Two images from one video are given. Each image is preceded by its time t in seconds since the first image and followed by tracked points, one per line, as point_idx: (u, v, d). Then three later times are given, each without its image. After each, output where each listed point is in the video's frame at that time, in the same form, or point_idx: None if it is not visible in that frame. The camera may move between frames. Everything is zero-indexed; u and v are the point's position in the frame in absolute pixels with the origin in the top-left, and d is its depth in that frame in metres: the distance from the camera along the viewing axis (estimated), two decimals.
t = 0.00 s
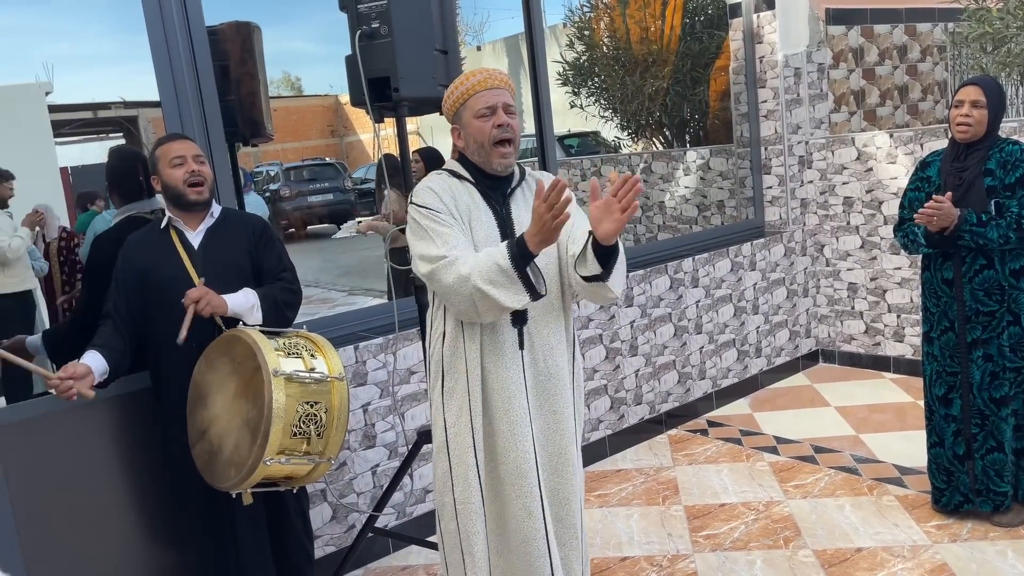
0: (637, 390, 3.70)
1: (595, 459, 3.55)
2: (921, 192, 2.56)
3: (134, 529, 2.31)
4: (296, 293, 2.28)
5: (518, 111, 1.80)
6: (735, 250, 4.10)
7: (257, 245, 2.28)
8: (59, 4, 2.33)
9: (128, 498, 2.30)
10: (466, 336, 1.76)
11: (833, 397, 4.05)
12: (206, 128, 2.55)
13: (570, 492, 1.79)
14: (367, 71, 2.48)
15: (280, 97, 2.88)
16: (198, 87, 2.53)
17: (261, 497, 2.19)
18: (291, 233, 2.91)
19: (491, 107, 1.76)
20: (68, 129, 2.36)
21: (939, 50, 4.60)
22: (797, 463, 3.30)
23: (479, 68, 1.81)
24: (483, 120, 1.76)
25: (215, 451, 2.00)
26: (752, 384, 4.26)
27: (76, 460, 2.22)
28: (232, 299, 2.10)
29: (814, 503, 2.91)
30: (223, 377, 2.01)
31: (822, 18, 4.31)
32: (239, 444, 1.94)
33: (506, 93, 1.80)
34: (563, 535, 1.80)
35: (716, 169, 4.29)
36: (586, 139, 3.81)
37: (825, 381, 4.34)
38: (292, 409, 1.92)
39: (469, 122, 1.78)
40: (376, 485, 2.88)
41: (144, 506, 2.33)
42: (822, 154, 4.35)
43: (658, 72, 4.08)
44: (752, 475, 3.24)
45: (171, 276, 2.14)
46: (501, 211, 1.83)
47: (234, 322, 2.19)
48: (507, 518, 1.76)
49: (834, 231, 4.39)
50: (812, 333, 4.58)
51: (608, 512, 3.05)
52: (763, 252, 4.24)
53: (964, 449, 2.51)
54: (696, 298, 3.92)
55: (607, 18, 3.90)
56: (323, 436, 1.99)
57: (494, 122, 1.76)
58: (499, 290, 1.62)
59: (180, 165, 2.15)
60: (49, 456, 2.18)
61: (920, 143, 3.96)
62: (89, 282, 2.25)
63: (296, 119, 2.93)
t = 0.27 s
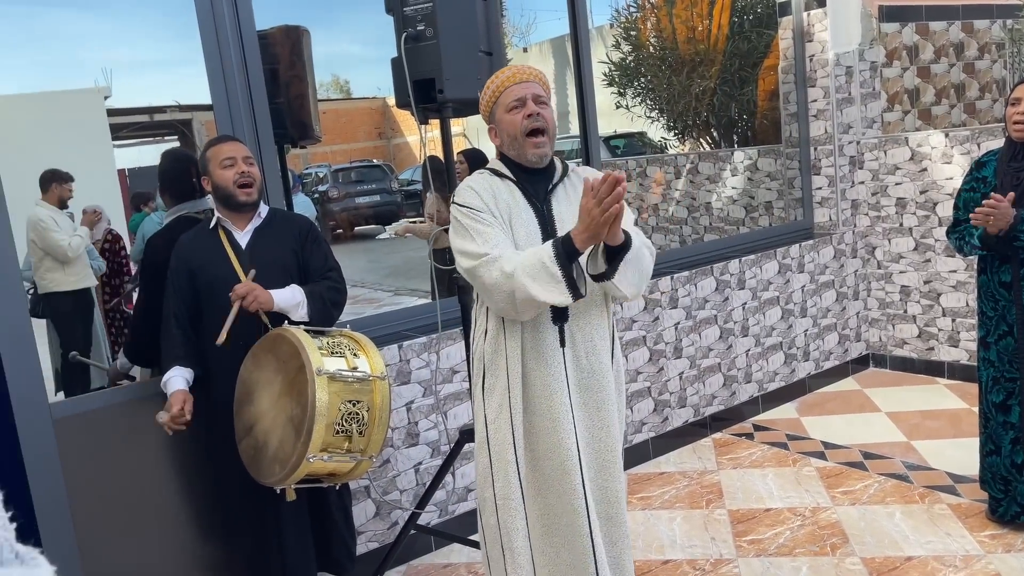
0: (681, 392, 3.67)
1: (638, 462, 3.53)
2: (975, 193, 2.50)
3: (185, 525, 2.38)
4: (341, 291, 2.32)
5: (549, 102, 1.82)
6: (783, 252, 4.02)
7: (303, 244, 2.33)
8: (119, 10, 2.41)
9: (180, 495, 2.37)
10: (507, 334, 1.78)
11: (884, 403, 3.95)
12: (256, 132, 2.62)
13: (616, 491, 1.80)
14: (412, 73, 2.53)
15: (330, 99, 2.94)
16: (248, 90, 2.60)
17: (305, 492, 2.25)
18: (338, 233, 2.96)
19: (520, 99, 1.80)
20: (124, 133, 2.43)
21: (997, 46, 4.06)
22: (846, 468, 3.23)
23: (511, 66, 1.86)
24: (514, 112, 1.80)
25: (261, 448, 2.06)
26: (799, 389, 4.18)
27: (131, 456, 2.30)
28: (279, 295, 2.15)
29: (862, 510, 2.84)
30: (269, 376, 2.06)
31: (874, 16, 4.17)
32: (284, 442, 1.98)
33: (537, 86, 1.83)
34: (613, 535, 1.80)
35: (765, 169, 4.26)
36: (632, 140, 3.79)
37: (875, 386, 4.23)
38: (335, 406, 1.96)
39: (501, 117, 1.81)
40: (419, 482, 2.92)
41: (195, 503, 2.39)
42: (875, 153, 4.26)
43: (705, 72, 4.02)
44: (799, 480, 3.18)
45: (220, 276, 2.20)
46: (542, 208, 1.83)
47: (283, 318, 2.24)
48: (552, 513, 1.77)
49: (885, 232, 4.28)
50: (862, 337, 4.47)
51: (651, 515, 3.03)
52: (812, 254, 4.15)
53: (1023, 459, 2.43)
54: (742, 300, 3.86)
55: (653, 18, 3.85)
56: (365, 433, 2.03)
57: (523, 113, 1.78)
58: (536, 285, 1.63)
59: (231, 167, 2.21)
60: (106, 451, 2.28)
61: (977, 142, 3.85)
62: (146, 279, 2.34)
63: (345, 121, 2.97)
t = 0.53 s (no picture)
0: (720, 395, 3.62)
1: (676, 465, 3.50)
2: None
3: (224, 517, 2.43)
4: (377, 292, 2.34)
5: (577, 107, 1.82)
6: (825, 255, 3.95)
7: (341, 244, 2.36)
8: (168, 14, 2.48)
9: (221, 489, 2.42)
10: (537, 341, 1.76)
11: (930, 409, 3.85)
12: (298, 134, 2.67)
13: (649, 493, 1.79)
14: (450, 75, 2.55)
15: (371, 101, 2.99)
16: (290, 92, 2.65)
17: (342, 489, 2.29)
18: (378, 234, 3.01)
19: (548, 106, 1.80)
20: (172, 134, 2.50)
21: None
22: (889, 476, 3.16)
23: (538, 71, 1.86)
24: (542, 120, 1.81)
25: (298, 445, 2.09)
26: (842, 394, 4.09)
27: (174, 452, 2.37)
28: (319, 296, 2.18)
29: (906, 518, 2.79)
30: (307, 375, 2.09)
31: (922, 15, 4.09)
32: (320, 439, 2.00)
33: (565, 91, 1.83)
34: (645, 537, 1.80)
35: (807, 171, 4.23)
36: (673, 141, 3.86)
37: (920, 392, 4.13)
38: (370, 405, 1.98)
39: (529, 125, 1.83)
40: (455, 481, 2.93)
41: (235, 497, 2.45)
42: (921, 154, 4.16)
43: (747, 74, 4.05)
44: (840, 486, 3.12)
45: (260, 276, 2.24)
46: (568, 211, 1.84)
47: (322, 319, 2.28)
48: (585, 516, 1.77)
49: (932, 235, 4.18)
50: (907, 342, 4.36)
51: (687, 519, 3.00)
52: (856, 256, 4.07)
53: None
54: (783, 303, 3.80)
55: (695, 18, 3.89)
56: (400, 432, 2.05)
57: (552, 122, 1.79)
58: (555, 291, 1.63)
59: (271, 168, 2.26)
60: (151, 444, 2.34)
61: None
62: (190, 279, 2.39)
63: (385, 123, 3.03)
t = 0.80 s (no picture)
0: (752, 400, 3.58)
1: (706, 470, 3.47)
2: None
3: (256, 510, 2.48)
4: (406, 289, 2.35)
5: (592, 107, 1.83)
6: (861, 259, 3.88)
7: (372, 244, 2.39)
8: (207, 17, 2.53)
9: (253, 482, 2.47)
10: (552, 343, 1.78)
11: (968, 418, 3.77)
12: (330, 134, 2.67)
13: (663, 499, 1.77)
14: (481, 76, 2.57)
15: (405, 103, 3.07)
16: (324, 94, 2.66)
17: (370, 489, 2.30)
18: (411, 235, 3.12)
19: (565, 106, 1.80)
20: (210, 135, 2.56)
21: None
22: (924, 485, 3.10)
23: (552, 71, 1.86)
24: (558, 119, 1.80)
25: (327, 443, 2.12)
26: (877, 401, 4.02)
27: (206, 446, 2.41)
28: (347, 291, 2.21)
29: (941, 528, 2.73)
30: (336, 374, 2.12)
31: (963, 15, 3.99)
32: (348, 438, 2.03)
33: (579, 91, 1.84)
34: (658, 543, 1.78)
35: (843, 174, 4.25)
36: (707, 144, 3.91)
37: (958, 400, 4.04)
38: (398, 404, 2.00)
39: (545, 124, 1.82)
40: (483, 482, 2.94)
41: (267, 490, 2.50)
42: (961, 157, 4.07)
43: (782, 75, 4.10)
44: (873, 495, 3.07)
45: (291, 276, 2.27)
46: (584, 215, 1.83)
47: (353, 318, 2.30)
48: (600, 519, 1.77)
49: (972, 240, 4.09)
50: (945, 349, 4.27)
51: (717, 525, 2.97)
52: (893, 261, 4.00)
53: None
54: (817, 308, 3.75)
55: (731, 20, 3.96)
56: (427, 432, 2.06)
57: (569, 121, 1.79)
58: (570, 297, 1.65)
59: (305, 169, 2.29)
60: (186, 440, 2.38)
61: None
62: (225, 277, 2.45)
63: (419, 126, 3.12)
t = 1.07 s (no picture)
0: (779, 406, 3.54)
1: (731, 475, 3.44)
2: None
3: (281, 507, 2.51)
4: (431, 293, 2.37)
5: (603, 117, 1.83)
6: (893, 264, 3.82)
7: (400, 244, 2.41)
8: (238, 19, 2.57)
9: (278, 479, 2.50)
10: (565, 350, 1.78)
11: (1002, 428, 3.69)
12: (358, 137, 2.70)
13: (673, 504, 1.77)
14: (508, 77, 2.58)
15: (434, 106, 3.10)
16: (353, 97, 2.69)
17: (394, 489, 2.32)
18: (438, 237, 3.10)
19: (575, 115, 1.80)
20: (242, 137, 2.59)
21: None
22: (955, 495, 3.05)
23: (563, 79, 1.86)
24: (568, 128, 1.80)
25: (350, 441, 2.15)
26: (907, 409, 3.95)
27: (231, 443, 2.45)
28: (373, 294, 2.23)
29: (972, 539, 2.69)
30: (360, 373, 2.14)
31: (1000, 18, 3.90)
32: (370, 438, 2.05)
33: (590, 100, 1.84)
34: (665, 547, 1.78)
35: (876, 178, 4.20)
36: (736, 147, 3.95)
37: (992, 409, 3.96)
38: (420, 404, 2.01)
39: (554, 132, 1.82)
40: (506, 484, 2.95)
41: (292, 487, 2.53)
42: (996, 162, 4.01)
43: (814, 77, 4.10)
44: (902, 503, 3.02)
45: (318, 275, 2.30)
46: (592, 222, 1.84)
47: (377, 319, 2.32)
48: (611, 527, 1.76)
49: (1008, 246, 4.01)
50: (979, 357, 4.18)
51: (742, 531, 2.94)
52: (925, 267, 3.93)
53: None
54: (847, 313, 3.69)
55: (763, 22, 3.98)
56: (448, 433, 2.07)
57: (579, 130, 1.79)
58: (581, 311, 1.65)
59: (333, 167, 2.31)
60: (214, 435, 2.43)
61: None
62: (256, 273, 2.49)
63: (448, 128, 3.13)
